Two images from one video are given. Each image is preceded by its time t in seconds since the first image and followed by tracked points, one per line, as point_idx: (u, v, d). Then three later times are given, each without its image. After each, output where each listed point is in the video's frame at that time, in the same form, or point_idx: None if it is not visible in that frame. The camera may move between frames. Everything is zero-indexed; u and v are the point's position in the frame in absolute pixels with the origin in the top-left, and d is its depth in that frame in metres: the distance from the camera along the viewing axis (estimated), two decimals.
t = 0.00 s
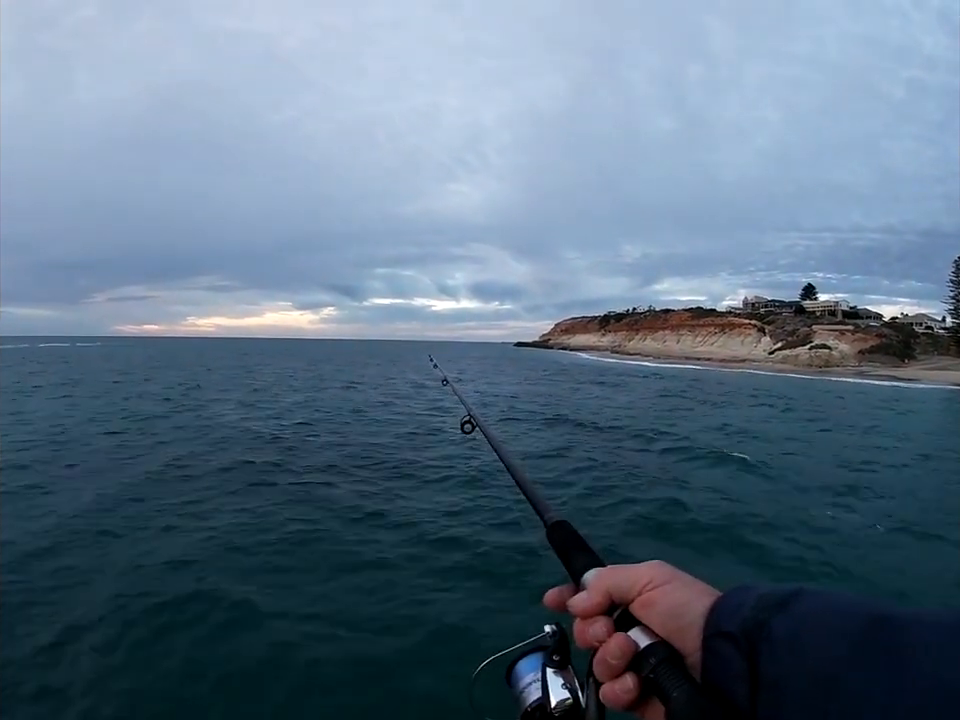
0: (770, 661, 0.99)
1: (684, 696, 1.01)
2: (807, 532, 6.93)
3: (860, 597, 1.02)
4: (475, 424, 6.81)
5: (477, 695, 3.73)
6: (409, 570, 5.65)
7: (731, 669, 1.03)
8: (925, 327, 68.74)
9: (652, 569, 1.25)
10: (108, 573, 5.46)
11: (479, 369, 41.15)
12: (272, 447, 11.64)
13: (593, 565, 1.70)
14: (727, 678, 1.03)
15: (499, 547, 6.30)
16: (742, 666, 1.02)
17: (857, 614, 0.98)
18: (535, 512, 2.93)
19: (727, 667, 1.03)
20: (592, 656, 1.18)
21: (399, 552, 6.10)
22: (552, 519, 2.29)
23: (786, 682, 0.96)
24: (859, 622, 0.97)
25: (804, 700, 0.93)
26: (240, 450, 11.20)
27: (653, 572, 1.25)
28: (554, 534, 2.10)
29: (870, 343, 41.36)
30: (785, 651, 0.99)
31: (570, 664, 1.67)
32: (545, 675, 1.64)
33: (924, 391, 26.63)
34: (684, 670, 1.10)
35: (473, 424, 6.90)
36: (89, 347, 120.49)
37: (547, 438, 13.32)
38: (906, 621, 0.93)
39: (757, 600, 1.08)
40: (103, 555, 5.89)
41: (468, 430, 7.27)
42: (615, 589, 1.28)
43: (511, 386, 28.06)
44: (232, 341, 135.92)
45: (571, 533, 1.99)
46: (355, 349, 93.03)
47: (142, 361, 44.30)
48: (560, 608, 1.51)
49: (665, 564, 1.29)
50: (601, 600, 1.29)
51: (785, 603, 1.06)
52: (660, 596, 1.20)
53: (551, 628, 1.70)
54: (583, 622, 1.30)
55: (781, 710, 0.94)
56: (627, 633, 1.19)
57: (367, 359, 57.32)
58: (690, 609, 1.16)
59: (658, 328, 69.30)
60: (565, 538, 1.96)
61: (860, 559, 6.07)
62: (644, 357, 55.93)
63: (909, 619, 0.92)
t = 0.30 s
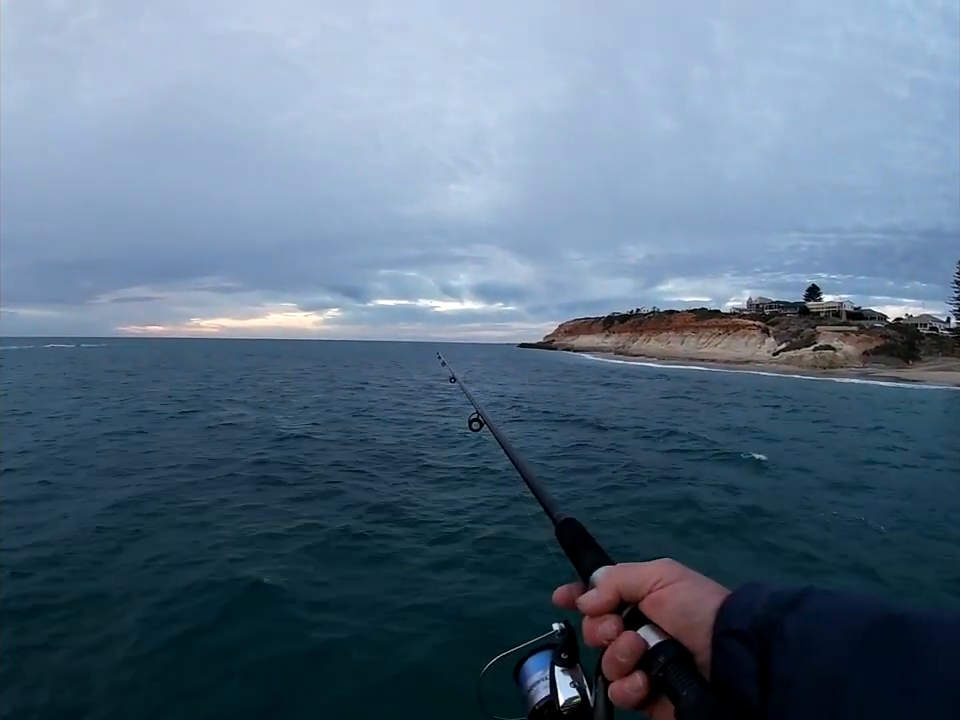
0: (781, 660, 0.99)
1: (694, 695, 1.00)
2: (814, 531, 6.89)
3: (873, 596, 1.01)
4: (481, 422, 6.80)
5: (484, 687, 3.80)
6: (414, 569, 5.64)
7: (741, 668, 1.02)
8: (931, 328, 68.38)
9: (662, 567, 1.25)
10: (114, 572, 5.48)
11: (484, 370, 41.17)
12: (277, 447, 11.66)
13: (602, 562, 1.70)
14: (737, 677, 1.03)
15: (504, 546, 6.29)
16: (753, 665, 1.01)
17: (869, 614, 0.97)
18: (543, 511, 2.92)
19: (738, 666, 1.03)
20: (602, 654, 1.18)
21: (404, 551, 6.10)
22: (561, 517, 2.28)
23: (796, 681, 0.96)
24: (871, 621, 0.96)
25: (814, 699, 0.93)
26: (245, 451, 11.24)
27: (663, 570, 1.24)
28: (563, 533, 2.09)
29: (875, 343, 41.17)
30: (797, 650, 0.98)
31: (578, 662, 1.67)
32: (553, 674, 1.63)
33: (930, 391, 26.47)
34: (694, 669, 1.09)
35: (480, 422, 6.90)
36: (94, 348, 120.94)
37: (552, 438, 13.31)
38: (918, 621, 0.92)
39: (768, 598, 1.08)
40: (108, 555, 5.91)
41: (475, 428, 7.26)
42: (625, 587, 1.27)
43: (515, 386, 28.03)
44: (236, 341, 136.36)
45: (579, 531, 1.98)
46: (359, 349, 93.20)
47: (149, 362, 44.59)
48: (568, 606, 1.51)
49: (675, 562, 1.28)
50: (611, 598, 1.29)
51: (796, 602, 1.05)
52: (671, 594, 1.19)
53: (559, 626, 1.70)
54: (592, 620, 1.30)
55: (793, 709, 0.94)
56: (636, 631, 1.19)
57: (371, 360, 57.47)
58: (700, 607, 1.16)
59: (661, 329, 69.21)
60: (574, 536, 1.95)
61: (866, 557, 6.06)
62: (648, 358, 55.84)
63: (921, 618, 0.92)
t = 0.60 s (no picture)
0: (784, 660, 0.98)
1: (695, 693, 1.00)
2: (817, 529, 6.87)
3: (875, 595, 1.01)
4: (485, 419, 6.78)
5: (485, 685, 3.80)
6: (416, 567, 5.63)
7: (743, 665, 1.01)
8: (933, 328, 68.37)
9: (666, 565, 1.24)
10: (118, 572, 5.48)
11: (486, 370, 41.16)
12: (279, 447, 11.67)
13: (605, 559, 1.69)
14: (738, 674, 1.02)
15: (506, 544, 6.29)
16: (753, 663, 1.01)
17: (871, 614, 0.97)
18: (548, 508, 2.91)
19: (739, 663, 1.02)
20: (603, 650, 1.17)
21: (405, 549, 6.10)
22: (565, 514, 2.27)
23: (798, 680, 0.95)
24: (873, 621, 0.96)
25: (817, 698, 0.92)
26: (248, 450, 11.26)
27: (664, 567, 1.23)
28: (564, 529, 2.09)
29: (877, 343, 41.06)
30: (800, 648, 0.98)
31: (580, 659, 1.66)
32: (555, 670, 1.63)
33: (932, 392, 26.41)
34: (695, 666, 1.08)
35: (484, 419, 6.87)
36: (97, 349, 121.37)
37: (554, 437, 13.30)
38: (921, 622, 0.91)
39: (770, 596, 1.07)
40: (111, 554, 5.92)
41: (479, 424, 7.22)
42: (627, 585, 1.27)
43: (518, 386, 28.00)
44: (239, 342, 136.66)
45: (582, 528, 1.97)
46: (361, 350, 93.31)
47: (153, 363, 44.75)
48: (571, 603, 1.50)
49: (678, 560, 1.27)
50: (613, 595, 1.28)
51: (797, 601, 1.05)
52: (673, 591, 1.19)
53: (562, 623, 1.70)
54: (594, 616, 1.29)
55: (794, 708, 0.93)
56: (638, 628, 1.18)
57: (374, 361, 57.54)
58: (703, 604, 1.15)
59: (664, 329, 69.12)
60: (576, 533, 1.95)
61: (870, 556, 6.03)
62: (650, 359, 55.78)
63: (924, 617, 0.91)
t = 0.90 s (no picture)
0: (783, 658, 0.99)
1: (696, 693, 0.99)
2: (818, 528, 6.86)
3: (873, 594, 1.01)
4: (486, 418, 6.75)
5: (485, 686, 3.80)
6: (416, 566, 5.63)
7: (743, 665, 1.02)
8: (933, 328, 68.34)
9: (666, 565, 1.24)
10: (118, 572, 5.48)
11: (486, 370, 41.12)
12: (279, 447, 11.65)
13: (605, 558, 1.69)
14: (738, 673, 1.02)
15: (506, 543, 6.28)
16: (754, 662, 1.01)
17: (871, 612, 0.97)
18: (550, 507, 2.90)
19: (739, 663, 1.02)
20: (603, 649, 1.17)
21: (405, 548, 6.09)
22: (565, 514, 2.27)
23: (799, 678, 0.95)
24: (872, 620, 0.96)
25: (817, 696, 0.92)
26: (249, 451, 11.25)
27: (665, 567, 1.23)
28: (564, 528, 2.09)
29: (878, 343, 41.03)
30: (800, 647, 0.98)
31: (581, 659, 1.67)
32: (556, 670, 1.63)
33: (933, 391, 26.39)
34: (696, 665, 1.09)
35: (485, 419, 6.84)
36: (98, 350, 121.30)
37: (555, 437, 13.28)
38: (918, 621, 0.92)
39: (770, 596, 1.07)
40: (110, 554, 5.91)
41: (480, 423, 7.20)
42: (627, 584, 1.26)
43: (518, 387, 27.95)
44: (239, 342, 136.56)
45: (582, 527, 1.97)
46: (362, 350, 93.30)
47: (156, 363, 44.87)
48: (571, 602, 1.49)
49: (679, 560, 1.27)
50: (614, 594, 1.28)
51: (796, 600, 1.05)
52: (673, 591, 1.19)
53: (563, 623, 1.71)
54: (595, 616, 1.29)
55: (795, 707, 0.93)
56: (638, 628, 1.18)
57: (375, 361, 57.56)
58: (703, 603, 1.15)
59: (664, 329, 69.00)
60: (575, 534, 1.95)
61: (872, 556, 6.01)
62: (651, 359, 55.73)
63: (923, 617, 0.91)
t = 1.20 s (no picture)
0: (787, 656, 1.00)
1: (699, 687, 1.00)
2: (819, 527, 6.86)
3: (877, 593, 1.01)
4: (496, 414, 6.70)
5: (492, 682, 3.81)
6: (417, 565, 5.62)
7: (749, 661, 1.03)
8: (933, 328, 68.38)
9: (673, 560, 1.25)
10: (120, 572, 5.48)
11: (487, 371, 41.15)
12: (280, 448, 11.66)
13: (613, 553, 1.70)
14: (743, 670, 1.04)
15: (507, 542, 6.29)
16: (758, 659, 1.02)
17: (876, 608, 0.97)
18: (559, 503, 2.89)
19: (745, 659, 1.04)
20: (607, 643, 1.18)
21: (406, 547, 6.09)
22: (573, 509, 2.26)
23: (803, 676, 0.96)
24: (878, 617, 0.95)
25: (819, 693, 0.93)
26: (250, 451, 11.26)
27: (673, 563, 1.24)
28: (573, 523, 2.08)
29: (878, 343, 41.06)
30: (804, 646, 0.98)
31: (586, 652, 1.67)
32: (561, 664, 1.64)
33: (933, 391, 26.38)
34: (700, 661, 1.10)
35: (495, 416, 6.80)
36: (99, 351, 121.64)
37: (556, 437, 13.28)
38: (924, 619, 0.91)
39: (774, 594, 1.09)
40: (112, 555, 5.91)
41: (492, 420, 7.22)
42: (634, 579, 1.28)
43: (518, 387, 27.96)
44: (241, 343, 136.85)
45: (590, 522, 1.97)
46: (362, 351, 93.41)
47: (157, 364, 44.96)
48: (578, 598, 1.50)
49: (684, 557, 1.28)
50: (621, 589, 1.29)
51: (801, 597, 1.06)
52: (678, 587, 1.20)
53: (568, 617, 1.68)
54: (601, 609, 1.29)
55: (798, 706, 0.94)
56: (644, 623, 1.19)
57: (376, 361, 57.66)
58: (709, 601, 1.17)
59: (664, 330, 68.90)
60: (583, 528, 1.95)
61: (873, 554, 6.02)
62: (651, 359, 55.76)
63: (926, 615, 0.90)
